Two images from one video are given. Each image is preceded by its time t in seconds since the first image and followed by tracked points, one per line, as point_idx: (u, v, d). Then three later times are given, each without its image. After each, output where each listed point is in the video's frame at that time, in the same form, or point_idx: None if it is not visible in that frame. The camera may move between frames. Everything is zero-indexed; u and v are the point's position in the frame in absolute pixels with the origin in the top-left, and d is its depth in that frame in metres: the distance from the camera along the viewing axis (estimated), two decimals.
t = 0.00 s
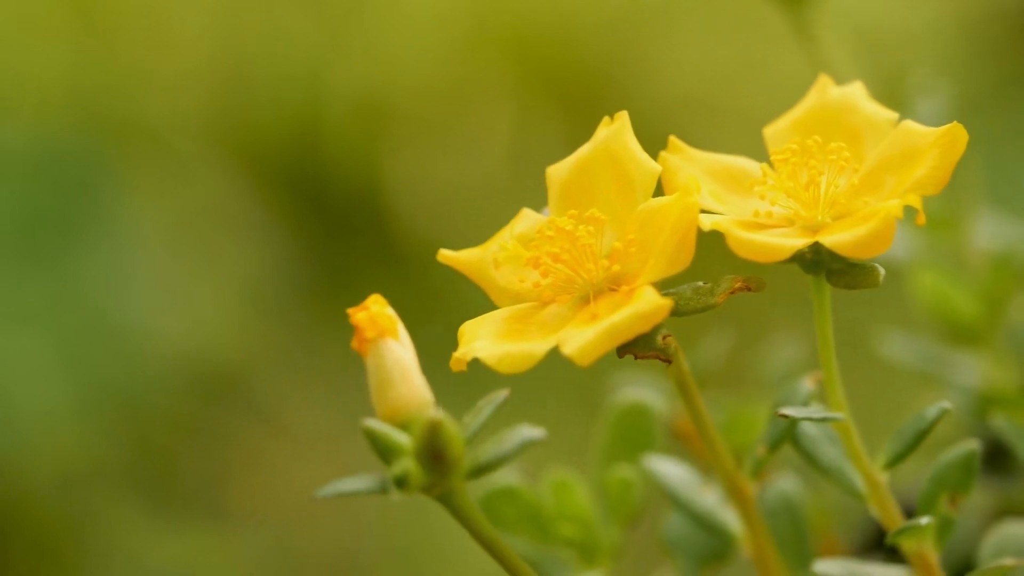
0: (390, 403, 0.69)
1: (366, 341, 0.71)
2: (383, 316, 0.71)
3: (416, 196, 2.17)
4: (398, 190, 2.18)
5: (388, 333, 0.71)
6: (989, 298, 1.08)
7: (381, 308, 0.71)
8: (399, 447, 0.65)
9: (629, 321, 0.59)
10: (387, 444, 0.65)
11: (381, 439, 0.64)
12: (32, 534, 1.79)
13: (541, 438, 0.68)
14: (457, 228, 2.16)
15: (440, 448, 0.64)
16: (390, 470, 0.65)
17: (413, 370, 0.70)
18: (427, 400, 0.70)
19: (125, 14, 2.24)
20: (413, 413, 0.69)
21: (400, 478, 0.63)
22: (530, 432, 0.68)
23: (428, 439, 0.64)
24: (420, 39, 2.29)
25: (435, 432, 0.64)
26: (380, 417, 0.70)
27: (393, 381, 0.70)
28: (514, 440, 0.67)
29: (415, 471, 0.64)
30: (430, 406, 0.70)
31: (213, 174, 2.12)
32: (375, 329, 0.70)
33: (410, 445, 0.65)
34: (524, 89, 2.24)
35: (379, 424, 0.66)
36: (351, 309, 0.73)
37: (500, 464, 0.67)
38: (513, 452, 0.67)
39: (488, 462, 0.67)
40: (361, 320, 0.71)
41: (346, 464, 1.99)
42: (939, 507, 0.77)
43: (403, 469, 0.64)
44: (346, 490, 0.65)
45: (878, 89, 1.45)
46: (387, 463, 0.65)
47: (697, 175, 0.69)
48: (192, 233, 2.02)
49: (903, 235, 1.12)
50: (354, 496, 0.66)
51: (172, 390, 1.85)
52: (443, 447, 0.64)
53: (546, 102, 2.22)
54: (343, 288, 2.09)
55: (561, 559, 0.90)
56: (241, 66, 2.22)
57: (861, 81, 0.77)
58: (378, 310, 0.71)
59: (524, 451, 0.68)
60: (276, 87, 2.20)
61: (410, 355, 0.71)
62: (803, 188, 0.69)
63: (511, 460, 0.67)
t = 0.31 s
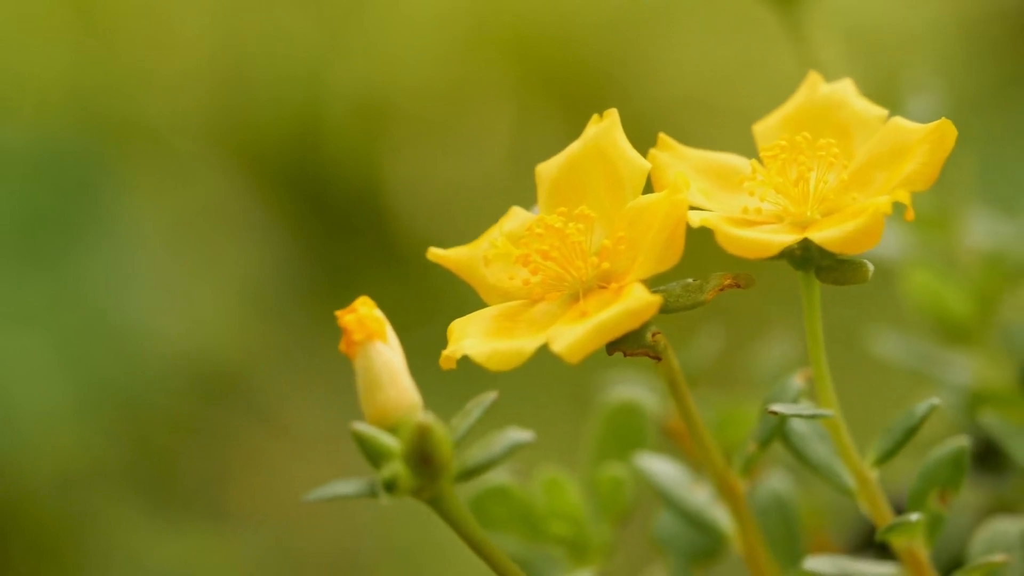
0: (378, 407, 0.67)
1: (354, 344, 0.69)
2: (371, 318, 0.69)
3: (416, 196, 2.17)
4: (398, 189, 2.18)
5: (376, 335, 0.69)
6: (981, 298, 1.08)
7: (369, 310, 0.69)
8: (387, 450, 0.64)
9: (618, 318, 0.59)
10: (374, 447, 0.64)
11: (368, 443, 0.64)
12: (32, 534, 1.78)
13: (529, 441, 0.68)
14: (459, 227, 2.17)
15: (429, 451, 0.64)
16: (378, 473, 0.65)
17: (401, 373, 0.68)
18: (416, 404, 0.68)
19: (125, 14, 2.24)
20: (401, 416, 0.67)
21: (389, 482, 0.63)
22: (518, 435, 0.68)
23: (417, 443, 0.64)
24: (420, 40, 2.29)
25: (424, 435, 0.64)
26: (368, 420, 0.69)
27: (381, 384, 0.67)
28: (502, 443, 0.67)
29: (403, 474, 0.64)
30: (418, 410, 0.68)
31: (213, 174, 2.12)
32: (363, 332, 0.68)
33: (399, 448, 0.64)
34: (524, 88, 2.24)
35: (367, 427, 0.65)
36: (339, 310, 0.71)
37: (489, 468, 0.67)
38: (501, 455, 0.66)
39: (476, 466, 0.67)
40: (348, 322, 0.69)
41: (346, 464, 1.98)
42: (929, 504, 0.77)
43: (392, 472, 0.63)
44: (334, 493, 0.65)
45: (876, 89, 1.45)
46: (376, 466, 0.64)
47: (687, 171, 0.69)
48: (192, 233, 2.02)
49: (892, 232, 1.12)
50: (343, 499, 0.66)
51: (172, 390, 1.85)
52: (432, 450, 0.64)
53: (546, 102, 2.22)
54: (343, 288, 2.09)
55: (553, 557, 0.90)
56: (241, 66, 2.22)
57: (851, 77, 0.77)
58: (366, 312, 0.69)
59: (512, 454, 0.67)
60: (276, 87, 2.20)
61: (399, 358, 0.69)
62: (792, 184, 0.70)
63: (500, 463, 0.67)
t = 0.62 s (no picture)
0: (356, 406, 0.67)
1: (332, 345, 0.69)
2: (349, 319, 0.69)
3: (416, 196, 2.16)
4: (398, 189, 2.17)
5: (354, 336, 0.69)
6: (970, 294, 1.08)
7: (347, 312, 0.69)
8: (366, 450, 0.64)
9: (599, 318, 0.59)
10: (354, 447, 0.64)
11: (347, 442, 0.64)
12: (32, 534, 1.79)
13: (507, 439, 0.68)
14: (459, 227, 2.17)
15: (406, 450, 0.64)
16: (358, 472, 0.65)
17: (379, 373, 0.68)
18: (395, 404, 0.68)
19: (125, 14, 2.25)
20: (380, 416, 0.67)
21: (368, 481, 0.63)
22: (498, 433, 0.68)
23: (394, 442, 0.63)
24: (420, 40, 2.29)
25: (401, 434, 0.63)
26: (347, 420, 0.69)
27: (359, 384, 0.68)
28: (481, 441, 0.67)
29: (383, 473, 0.64)
30: (396, 410, 0.67)
31: (213, 174, 2.13)
32: (341, 333, 0.68)
33: (378, 448, 0.64)
34: (524, 89, 2.22)
35: (347, 427, 0.65)
36: (318, 312, 0.71)
37: (467, 466, 0.67)
38: (480, 453, 0.67)
39: (454, 464, 0.67)
40: (327, 323, 0.69)
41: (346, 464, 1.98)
42: (916, 500, 0.77)
43: (371, 472, 0.63)
44: (314, 493, 0.65)
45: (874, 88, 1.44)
46: (355, 466, 0.64)
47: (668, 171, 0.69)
48: (192, 233, 2.03)
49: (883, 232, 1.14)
50: (323, 499, 0.66)
51: (173, 390, 1.85)
52: (410, 449, 0.64)
53: (546, 102, 2.19)
54: (343, 288, 2.07)
55: (539, 556, 0.91)
56: (241, 66, 2.23)
57: (833, 76, 0.77)
58: (344, 313, 0.69)
59: (491, 452, 0.67)
60: (276, 87, 2.20)
61: (377, 358, 0.69)
62: (772, 183, 0.70)
63: (479, 461, 0.67)
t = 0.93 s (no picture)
0: (342, 400, 0.68)
1: (318, 339, 0.69)
2: (335, 314, 0.69)
3: (416, 195, 2.18)
4: (398, 190, 2.19)
5: (340, 331, 0.69)
6: (962, 291, 1.09)
7: (333, 306, 0.69)
8: (352, 443, 0.64)
9: (583, 312, 0.59)
10: (339, 440, 0.64)
11: (333, 436, 0.64)
12: (33, 534, 1.79)
13: (492, 431, 0.68)
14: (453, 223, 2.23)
15: (391, 442, 0.64)
16: (344, 465, 0.65)
17: (365, 367, 0.68)
18: (381, 397, 0.68)
19: (125, 14, 2.25)
20: (366, 410, 0.67)
21: (353, 474, 0.63)
22: (483, 425, 0.68)
23: (379, 433, 0.63)
24: (420, 40, 2.29)
25: (385, 427, 0.63)
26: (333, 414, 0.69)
27: (345, 378, 0.68)
28: (466, 433, 0.67)
29: (368, 466, 0.64)
30: (383, 403, 0.68)
31: (213, 174, 2.13)
32: (327, 327, 0.69)
33: (364, 441, 0.64)
34: (524, 89, 2.23)
35: (332, 421, 0.65)
36: (304, 307, 0.71)
37: (453, 457, 0.67)
38: (466, 444, 0.67)
39: (439, 457, 0.67)
40: (312, 318, 0.69)
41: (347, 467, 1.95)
42: (905, 496, 0.78)
43: (356, 465, 0.63)
44: (301, 487, 0.65)
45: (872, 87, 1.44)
46: (340, 459, 0.64)
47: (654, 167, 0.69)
48: (192, 233, 2.03)
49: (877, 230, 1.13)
50: (310, 493, 0.66)
51: (173, 390, 1.85)
52: (395, 441, 0.64)
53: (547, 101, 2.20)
54: (343, 288, 2.07)
55: (531, 555, 0.90)
56: (241, 66, 2.23)
57: (819, 72, 0.77)
58: (330, 308, 0.69)
59: (477, 443, 0.68)
60: (276, 87, 2.21)
61: (363, 353, 0.69)
62: (757, 178, 0.70)
63: (464, 452, 0.67)
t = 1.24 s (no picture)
0: (333, 393, 0.68)
1: (309, 333, 0.69)
2: (325, 308, 0.69)
3: (416, 196, 2.18)
4: (398, 190, 2.18)
5: (331, 324, 0.70)
6: (957, 287, 1.09)
7: (323, 300, 0.69)
8: (343, 436, 0.65)
9: (574, 304, 0.59)
10: (330, 433, 0.65)
11: (324, 429, 0.64)
12: (31, 535, 1.76)
13: (483, 424, 0.68)
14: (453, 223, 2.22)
15: (382, 435, 0.64)
16: (335, 458, 0.65)
17: (356, 360, 0.68)
18: (371, 389, 0.68)
19: (125, 14, 2.25)
20: (356, 403, 0.67)
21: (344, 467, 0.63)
22: (473, 418, 0.68)
23: (369, 426, 0.64)
24: (420, 40, 2.29)
25: (375, 420, 0.63)
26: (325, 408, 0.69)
27: (335, 372, 0.68)
28: (456, 426, 0.67)
29: (359, 459, 0.64)
30: (373, 396, 0.67)
31: (213, 174, 2.14)
32: (317, 321, 0.69)
33: (355, 434, 0.65)
34: (524, 89, 2.23)
35: (323, 414, 0.66)
36: (295, 301, 0.71)
37: (443, 450, 0.67)
38: (456, 437, 0.67)
39: (430, 450, 0.67)
40: (304, 311, 0.69)
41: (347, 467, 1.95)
42: (898, 489, 0.78)
43: (347, 458, 0.64)
44: (291, 480, 0.65)
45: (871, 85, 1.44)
46: (332, 452, 0.65)
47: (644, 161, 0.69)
48: (192, 233, 2.03)
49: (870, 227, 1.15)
50: (301, 486, 0.66)
51: (173, 390, 1.84)
52: (385, 434, 0.64)
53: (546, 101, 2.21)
54: (343, 288, 2.07)
55: (525, 550, 0.91)
56: (241, 66, 2.24)
57: (810, 66, 0.78)
58: (321, 301, 0.69)
59: (467, 437, 0.67)
60: (276, 87, 2.22)
61: (354, 347, 0.70)
62: (747, 172, 0.70)
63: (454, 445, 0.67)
